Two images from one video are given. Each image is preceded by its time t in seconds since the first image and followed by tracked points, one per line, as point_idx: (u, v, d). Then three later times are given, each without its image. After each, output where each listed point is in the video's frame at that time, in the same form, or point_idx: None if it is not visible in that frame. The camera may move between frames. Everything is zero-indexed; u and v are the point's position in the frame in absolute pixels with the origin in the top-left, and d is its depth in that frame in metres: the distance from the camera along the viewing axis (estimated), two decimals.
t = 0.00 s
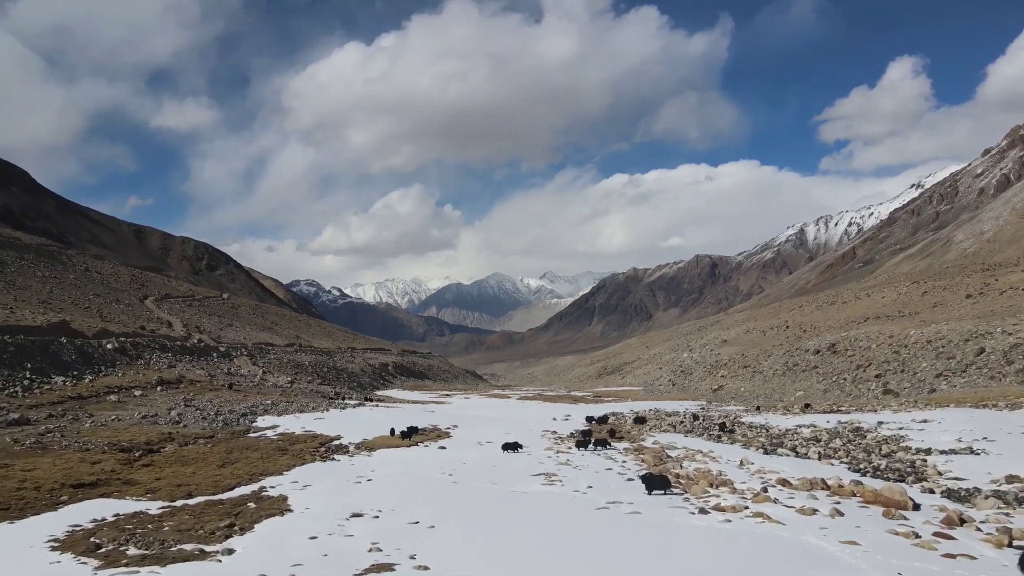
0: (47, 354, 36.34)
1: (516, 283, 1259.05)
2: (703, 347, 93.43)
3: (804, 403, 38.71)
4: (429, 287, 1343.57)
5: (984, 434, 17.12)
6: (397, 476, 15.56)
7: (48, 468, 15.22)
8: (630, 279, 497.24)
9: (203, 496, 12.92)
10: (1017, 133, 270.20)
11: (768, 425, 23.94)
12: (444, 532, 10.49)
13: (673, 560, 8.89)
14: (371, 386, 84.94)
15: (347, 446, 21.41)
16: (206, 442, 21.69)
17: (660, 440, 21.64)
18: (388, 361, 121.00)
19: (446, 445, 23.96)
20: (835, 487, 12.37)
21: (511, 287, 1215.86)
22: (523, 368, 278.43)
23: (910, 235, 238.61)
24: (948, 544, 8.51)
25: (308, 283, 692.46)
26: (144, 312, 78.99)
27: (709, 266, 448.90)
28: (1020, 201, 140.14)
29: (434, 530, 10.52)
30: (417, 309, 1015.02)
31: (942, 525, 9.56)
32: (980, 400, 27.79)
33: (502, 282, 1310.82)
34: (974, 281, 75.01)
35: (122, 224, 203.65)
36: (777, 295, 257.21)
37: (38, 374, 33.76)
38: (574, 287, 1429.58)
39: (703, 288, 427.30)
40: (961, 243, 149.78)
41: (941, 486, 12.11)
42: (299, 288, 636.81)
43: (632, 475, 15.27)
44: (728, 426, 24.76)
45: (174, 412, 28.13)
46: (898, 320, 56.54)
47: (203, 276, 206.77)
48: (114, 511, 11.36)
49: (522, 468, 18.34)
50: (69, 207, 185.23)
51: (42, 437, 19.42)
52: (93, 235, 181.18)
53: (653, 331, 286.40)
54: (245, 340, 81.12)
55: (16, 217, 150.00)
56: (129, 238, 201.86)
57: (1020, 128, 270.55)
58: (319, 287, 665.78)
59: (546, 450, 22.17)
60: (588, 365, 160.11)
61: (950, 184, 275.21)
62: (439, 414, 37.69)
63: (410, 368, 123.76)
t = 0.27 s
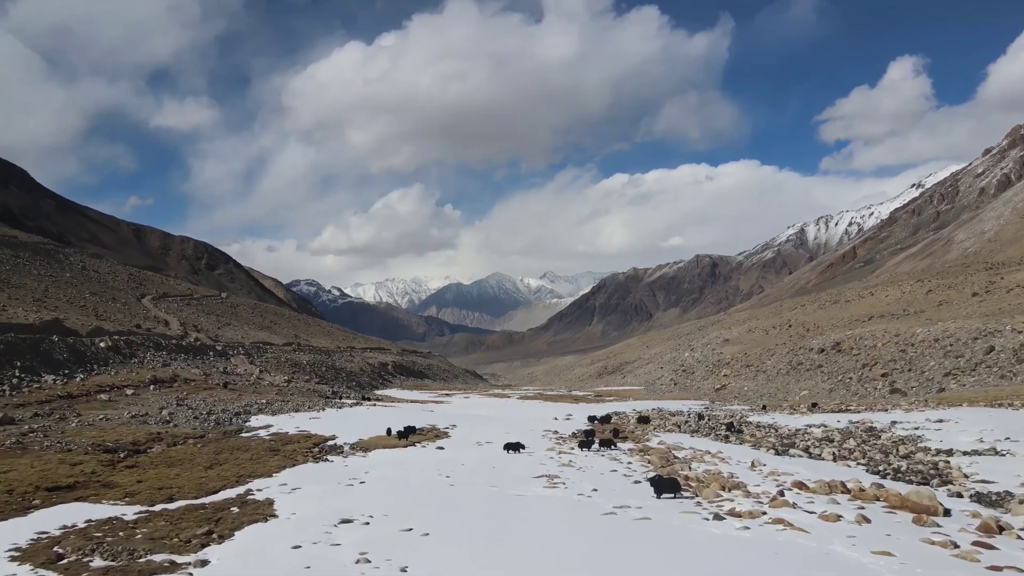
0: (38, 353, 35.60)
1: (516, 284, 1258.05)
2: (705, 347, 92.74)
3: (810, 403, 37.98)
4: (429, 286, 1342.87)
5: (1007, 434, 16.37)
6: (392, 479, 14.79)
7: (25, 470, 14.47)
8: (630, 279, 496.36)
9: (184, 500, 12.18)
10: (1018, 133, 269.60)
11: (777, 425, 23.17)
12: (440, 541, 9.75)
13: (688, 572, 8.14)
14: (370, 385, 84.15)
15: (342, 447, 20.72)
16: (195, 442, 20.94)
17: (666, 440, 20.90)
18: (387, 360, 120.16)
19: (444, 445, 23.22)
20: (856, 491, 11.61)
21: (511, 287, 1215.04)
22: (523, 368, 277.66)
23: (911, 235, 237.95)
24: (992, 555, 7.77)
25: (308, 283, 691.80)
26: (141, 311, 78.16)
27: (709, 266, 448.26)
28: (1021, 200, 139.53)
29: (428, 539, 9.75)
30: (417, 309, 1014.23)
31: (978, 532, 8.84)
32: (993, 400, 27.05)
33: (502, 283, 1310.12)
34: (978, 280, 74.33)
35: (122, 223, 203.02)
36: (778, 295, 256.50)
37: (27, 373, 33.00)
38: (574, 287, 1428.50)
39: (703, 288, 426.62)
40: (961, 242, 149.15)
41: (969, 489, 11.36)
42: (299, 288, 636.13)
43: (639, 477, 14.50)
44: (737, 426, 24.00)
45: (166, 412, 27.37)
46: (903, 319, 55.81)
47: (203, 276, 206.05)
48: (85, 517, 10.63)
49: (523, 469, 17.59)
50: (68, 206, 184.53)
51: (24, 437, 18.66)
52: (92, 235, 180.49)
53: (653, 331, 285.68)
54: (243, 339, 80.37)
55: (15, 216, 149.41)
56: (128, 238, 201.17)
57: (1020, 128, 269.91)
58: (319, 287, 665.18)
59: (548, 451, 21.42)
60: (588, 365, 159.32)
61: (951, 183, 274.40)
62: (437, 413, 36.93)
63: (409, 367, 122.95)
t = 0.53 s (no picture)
0: (29, 351, 34.85)
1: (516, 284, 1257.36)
2: (706, 346, 92.02)
3: (816, 403, 37.25)
4: (429, 286, 1342.19)
5: None
6: (386, 482, 14.04)
7: None
8: (631, 279, 495.48)
9: (162, 504, 11.44)
10: (1019, 132, 268.80)
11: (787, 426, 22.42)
12: (435, 551, 9.00)
13: None
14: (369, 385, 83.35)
15: (336, 447, 20.06)
16: (184, 443, 20.21)
17: (673, 441, 20.17)
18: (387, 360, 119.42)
19: (442, 446, 22.50)
20: (882, 496, 10.88)
21: (511, 287, 1214.29)
22: (522, 368, 276.87)
23: (912, 234, 237.14)
24: None
25: (308, 283, 691.05)
26: (137, 310, 77.38)
27: (710, 266, 447.48)
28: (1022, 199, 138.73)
29: (422, 549, 8.99)
30: (417, 309, 1013.34)
31: None
32: (1008, 399, 26.24)
33: (502, 283, 1309.79)
34: (984, 278, 73.50)
35: (121, 223, 202.34)
36: (778, 295, 255.67)
37: (16, 372, 32.27)
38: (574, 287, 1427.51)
39: (704, 288, 425.77)
40: (961, 242, 148.38)
41: (1001, 495, 10.63)
42: (299, 288, 635.07)
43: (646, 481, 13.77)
44: (745, 427, 23.28)
45: (156, 411, 26.61)
46: (909, 318, 55.01)
47: (202, 275, 205.32)
48: (52, 525, 9.91)
49: (525, 473, 16.83)
50: (68, 206, 183.82)
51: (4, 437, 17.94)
52: (91, 234, 179.73)
53: (653, 331, 284.88)
54: (241, 338, 79.62)
55: (14, 215, 148.80)
56: (128, 238, 200.52)
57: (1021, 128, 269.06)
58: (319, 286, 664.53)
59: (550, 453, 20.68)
60: (588, 365, 158.51)
61: (951, 183, 273.36)
62: (436, 413, 36.19)
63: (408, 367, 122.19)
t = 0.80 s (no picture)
0: (19, 350, 34.14)
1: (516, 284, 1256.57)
2: (708, 345, 91.30)
3: (823, 402, 36.55)
4: (430, 286, 1340.15)
5: None
6: (379, 486, 13.28)
7: None
8: (631, 279, 494.55)
9: (136, 510, 10.72)
10: (1019, 132, 268.17)
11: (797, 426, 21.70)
12: (428, 562, 8.29)
13: None
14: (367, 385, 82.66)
15: (331, 448, 19.47)
16: (171, 444, 19.47)
17: (680, 442, 19.51)
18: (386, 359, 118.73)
19: (440, 446, 21.81)
20: (910, 502, 10.18)
21: (511, 287, 1213.35)
22: (522, 368, 276.16)
23: (912, 234, 236.36)
24: None
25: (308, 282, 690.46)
26: (133, 309, 76.70)
27: (710, 266, 446.58)
28: None
29: (413, 562, 8.25)
30: (417, 309, 1012.52)
31: None
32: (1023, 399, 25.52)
33: (502, 283, 1309.21)
34: (988, 277, 72.75)
35: (121, 222, 201.63)
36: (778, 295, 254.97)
37: (5, 370, 31.59)
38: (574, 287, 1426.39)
39: (704, 288, 424.92)
40: (962, 242, 147.65)
41: None
42: (299, 288, 634.38)
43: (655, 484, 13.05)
44: (754, 426, 22.60)
45: (146, 411, 25.88)
46: (914, 316, 54.30)
47: (202, 275, 204.64)
48: (15, 534, 9.20)
49: (526, 476, 16.08)
50: (67, 205, 183.20)
51: None
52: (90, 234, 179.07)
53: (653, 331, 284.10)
54: (239, 337, 78.91)
55: (12, 215, 148.15)
56: (127, 237, 199.84)
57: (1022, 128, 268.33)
58: (319, 286, 663.91)
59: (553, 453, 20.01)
60: (589, 365, 157.78)
61: (952, 182, 272.49)
62: (435, 413, 35.48)
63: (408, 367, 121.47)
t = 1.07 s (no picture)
0: (8, 348, 33.37)
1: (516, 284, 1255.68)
2: (709, 345, 90.57)
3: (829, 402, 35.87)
4: (430, 286, 1339.63)
5: None
6: (371, 490, 12.51)
7: None
8: (631, 279, 493.61)
9: (107, 517, 9.98)
10: (1020, 132, 267.42)
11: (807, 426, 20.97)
12: None
13: None
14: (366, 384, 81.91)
15: (325, 449, 18.85)
16: (157, 444, 18.70)
17: (686, 442, 18.89)
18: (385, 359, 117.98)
19: (437, 447, 21.08)
20: (942, 508, 9.54)
21: (511, 287, 1212.44)
22: (523, 368, 275.39)
23: (913, 233, 235.57)
24: None
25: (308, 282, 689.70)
26: (130, 307, 75.92)
27: (710, 266, 445.70)
28: None
29: None
30: (417, 309, 1011.15)
31: None
32: None
33: (502, 283, 1308.52)
34: (993, 276, 72.02)
35: (120, 222, 200.81)
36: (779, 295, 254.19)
37: None
38: (574, 287, 1425.07)
39: (704, 287, 424.05)
40: (963, 242, 146.87)
41: None
42: (300, 288, 633.69)
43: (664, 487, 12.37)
44: (761, 425, 21.95)
45: (135, 410, 25.10)
46: (920, 315, 53.53)
47: (201, 275, 203.86)
48: None
49: (526, 478, 15.39)
50: (66, 205, 182.47)
51: None
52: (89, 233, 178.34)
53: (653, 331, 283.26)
54: (236, 336, 78.14)
55: (11, 214, 147.37)
56: (126, 237, 199.08)
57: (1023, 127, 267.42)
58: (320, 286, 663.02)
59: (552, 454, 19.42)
60: (589, 364, 156.97)
61: (953, 182, 271.57)
62: (434, 413, 34.77)
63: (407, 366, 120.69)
